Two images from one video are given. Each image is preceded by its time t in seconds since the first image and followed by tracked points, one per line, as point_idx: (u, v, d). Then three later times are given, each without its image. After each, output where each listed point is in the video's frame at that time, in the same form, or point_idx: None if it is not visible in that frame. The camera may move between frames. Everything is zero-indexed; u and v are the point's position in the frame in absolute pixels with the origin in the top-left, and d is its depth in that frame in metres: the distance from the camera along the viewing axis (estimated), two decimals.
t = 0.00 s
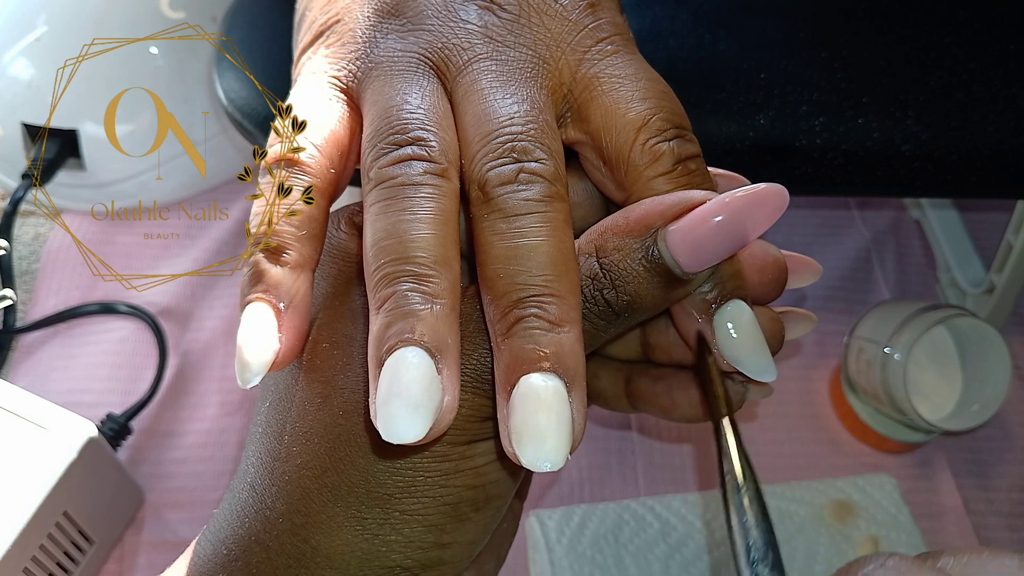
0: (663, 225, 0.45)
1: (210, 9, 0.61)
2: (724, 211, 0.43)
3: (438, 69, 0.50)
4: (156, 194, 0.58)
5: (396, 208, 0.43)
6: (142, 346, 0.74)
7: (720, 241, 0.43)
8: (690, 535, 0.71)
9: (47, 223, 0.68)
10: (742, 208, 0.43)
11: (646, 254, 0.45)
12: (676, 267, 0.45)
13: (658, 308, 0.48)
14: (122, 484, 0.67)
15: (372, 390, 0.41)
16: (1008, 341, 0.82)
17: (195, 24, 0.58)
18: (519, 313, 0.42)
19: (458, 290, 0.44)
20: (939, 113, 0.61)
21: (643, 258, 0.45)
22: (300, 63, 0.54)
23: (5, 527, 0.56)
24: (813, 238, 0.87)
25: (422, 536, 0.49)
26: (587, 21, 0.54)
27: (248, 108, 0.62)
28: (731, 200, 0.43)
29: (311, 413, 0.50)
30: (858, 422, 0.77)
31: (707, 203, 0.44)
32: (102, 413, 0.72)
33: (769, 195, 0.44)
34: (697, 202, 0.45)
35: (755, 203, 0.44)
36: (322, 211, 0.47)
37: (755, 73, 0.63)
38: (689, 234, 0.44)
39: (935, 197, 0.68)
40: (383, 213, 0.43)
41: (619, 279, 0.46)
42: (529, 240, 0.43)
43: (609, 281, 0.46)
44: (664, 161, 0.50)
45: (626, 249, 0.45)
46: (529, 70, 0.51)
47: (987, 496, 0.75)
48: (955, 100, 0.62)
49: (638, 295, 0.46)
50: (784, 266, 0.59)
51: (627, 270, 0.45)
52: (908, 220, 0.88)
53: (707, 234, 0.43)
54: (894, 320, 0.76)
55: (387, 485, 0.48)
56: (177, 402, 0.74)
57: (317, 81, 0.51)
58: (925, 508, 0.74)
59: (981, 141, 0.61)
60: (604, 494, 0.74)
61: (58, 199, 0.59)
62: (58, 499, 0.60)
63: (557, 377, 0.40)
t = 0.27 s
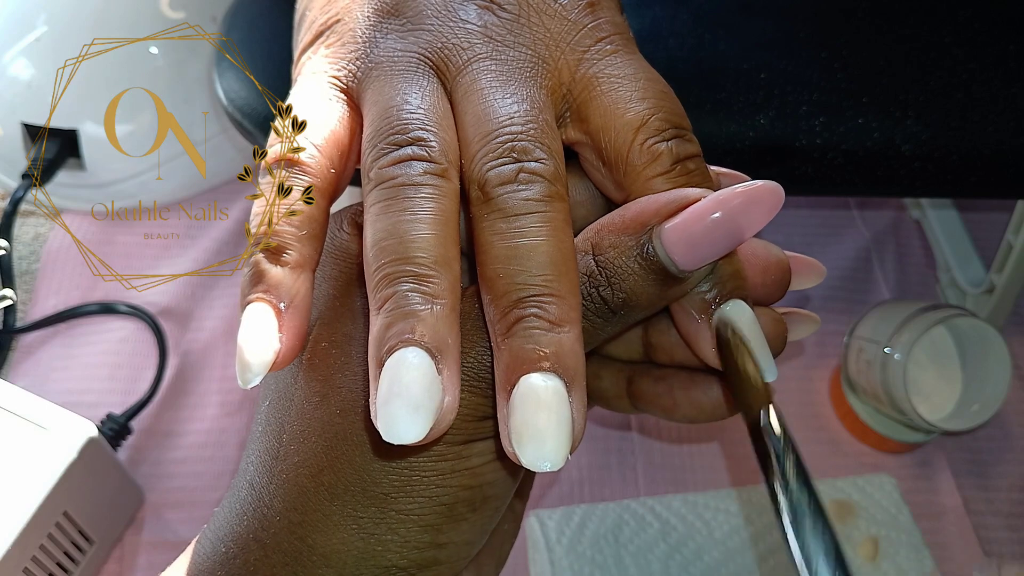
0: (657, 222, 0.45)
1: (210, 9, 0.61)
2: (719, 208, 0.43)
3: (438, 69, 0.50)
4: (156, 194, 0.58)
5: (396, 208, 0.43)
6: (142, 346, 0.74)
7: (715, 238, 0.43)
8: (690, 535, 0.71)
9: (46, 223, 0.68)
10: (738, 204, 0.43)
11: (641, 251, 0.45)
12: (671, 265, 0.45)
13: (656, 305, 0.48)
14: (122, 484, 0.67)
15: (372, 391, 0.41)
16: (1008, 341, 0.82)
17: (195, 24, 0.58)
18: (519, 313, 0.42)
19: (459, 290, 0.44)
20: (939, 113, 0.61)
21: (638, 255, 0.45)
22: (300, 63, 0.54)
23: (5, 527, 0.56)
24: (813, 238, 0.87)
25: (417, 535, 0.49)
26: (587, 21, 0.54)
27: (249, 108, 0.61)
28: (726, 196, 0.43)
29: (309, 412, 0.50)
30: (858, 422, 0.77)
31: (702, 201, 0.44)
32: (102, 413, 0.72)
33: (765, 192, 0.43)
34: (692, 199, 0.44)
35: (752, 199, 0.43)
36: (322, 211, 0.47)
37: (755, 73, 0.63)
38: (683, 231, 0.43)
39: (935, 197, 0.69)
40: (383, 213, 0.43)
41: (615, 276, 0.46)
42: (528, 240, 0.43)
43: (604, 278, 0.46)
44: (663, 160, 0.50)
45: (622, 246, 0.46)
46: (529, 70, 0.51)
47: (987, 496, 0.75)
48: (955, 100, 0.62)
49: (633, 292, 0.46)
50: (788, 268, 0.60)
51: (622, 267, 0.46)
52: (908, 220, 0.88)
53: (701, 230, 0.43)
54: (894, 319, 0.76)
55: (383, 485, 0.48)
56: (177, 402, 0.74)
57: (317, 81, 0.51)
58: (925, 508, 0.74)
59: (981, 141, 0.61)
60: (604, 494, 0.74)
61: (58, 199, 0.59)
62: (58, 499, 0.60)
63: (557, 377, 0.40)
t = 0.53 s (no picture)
0: (659, 221, 0.44)
1: (210, 9, 0.61)
2: (722, 207, 0.43)
3: (440, 69, 0.50)
4: (156, 194, 0.58)
5: (399, 208, 0.43)
6: (142, 346, 0.74)
7: (717, 238, 0.43)
8: (689, 535, 0.71)
9: (47, 223, 0.68)
10: (739, 203, 0.43)
11: (643, 251, 0.45)
12: (673, 264, 0.45)
13: (657, 305, 0.48)
14: (122, 484, 0.67)
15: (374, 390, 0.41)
16: (1008, 341, 0.82)
17: (196, 24, 0.58)
18: (522, 313, 0.42)
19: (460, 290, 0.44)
20: (939, 113, 0.61)
21: (639, 255, 0.45)
22: (301, 63, 0.54)
23: (5, 527, 0.56)
24: (813, 238, 0.87)
25: (420, 533, 0.49)
26: (588, 22, 0.54)
27: (248, 108, 0.62)
28: (728, 195, 0.43)
29: (312, 410, 0.50)
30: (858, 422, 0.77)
31: (703, 200, 0.44)
32: (102, 413, 0.72)
33: (766, 192, 0.43)
34: (693, 199, 0.44)
35: (753, 199, 0.43)
36: (323, 211, 0.47)
37: (755, 73, 0.63)
38: (685, 230, 0.43)
39: (935, 197, 0.69)
40: (386, 213, 0.43)
41: (616, 275, 0.46)
42: (531, 240, 0.43)
43: (605, 277, 0.46)
44: (665, 163, 0.50)
45: (624, 246, 0.46)
46: (531, 70, 0.51)
47: (987, 496, 0.75)
48: (955, 100, 0.62)
49: (634, 291, 0.46)
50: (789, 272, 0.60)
51: (624, 266, 0.46)
52: (908, 220, 0.88)
53: (703, 229, 0.43)
54: (894, 319, 0.76)
55: (385, 483, 0.48)
56: (178, 402, 0.74)
57: (318, 81, 0.51)
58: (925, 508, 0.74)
59: (981, 141, 0.61)
60: (604, 494, 0.74)
61: (58, 199, 0.59)
62: (59, 499, 0.60)
63: (559, 377, 0.40)
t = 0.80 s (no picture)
0: (658, 220, 0.44)
1: (210, 9, 0.61)
2: (721, 206, 0.43)
3: (439, 69, 0.50)
4: (156, 194, 0.58)
5: (397, 207, 0.43)
6: (142, 346, 0.74)
7: (715, 237, 0.43)
8: (690, 535, 0.71)
9: (47, 224, 0.68)
10: (738, 202, 0.43)
11: (641, 250, 0.45)
12: (672, 263, 0.45)
13: (656, 304, 0.48)
14: (122, 484, 0.67)
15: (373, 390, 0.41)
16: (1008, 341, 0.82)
17: (195, 24, 0.58)
18: (520, 312, 0.42)
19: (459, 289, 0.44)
20: (939, 113, 0.61)
21: (638, 254, 0.45)
22: (301, 63, 0.54)
23: (5, 527, 0.56)
24: (812, 238, 0.87)
25: (418, 534, 0.49)
26: (587, 21, 0.54)
27: (249, 108, 0.61)
28: (728, 194, 0.43)
29: (311, 410, 0.50)
30: (858, 422, 0.77)
31: (701, 199, 0.44)
32: (102, 413, 0.72)
33: (765, 190, 0.43)
34: (691, 197, 0.44)
35: (753, 197, 0.43)
36: (323, 211, 0.47)
37: (755, 73, 0.63)
38: (684, 229, 0.43)
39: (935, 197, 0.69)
40: (384, 213, 0.43)
41: (615, 274, 0.46)
42: (530, 240, 0.43)
43: (604, 276, 0.46)
44: (664, 162, 0.50)
45: (622, 245, 0.46)
46: (530, 70, 0.51)
47: (987, 496, 0.75)
48: (955, 100, 0.62)
49: (633, 291, 0.46)
50: (789, 270, 0.60)
51: (623, 265, 0.46)
52: (908, 220, 0.88)
53: (701, 228, 0.43)
54: (894, 320, 0.76)
55: (384, 483, 0.48)
56: (177, 402, 0.74)
57: (317, 81, 0.51)
58: (924, 508, 0.74)
59: (981, 141, 0.61)
60: (604, 494, 0.74)
61: (58, 199, 0.59)
62: (58, 499, 0.60)
63: (558, 377, 0.40)
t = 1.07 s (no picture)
0: (657, 219, 0.44)
1: (210, 9, 0.61)
2: (720, 205, 0.43)
3: (438, 68, 0.50)
4: (156, 194, 0.58)
5: (397, 207, 0.43)
6: (142, 346, 0.74)
7: (714, 237, 0.43)
8: (690, 535, 0.71)
9: (48, 223, 0.68)
10: (737, 201, 0.43)
11: (640, 249, 0.45)
12: (671, 262, 0.45)
13: (654, 303, 0.48)
14: (122, 484, 0.67)
15: (372, 390, 0.41)
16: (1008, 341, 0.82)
17: (195, 24, 0.58)
18: (520, 312, 0.42)
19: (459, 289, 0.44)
20: (939, 113, 0.61)
21: (637, 254, 0.45)
22: (301, 63, 0.54)
23: (5, 527, 0.56)
24: (812, 238, 0.87)
25: (417, 534, 0.49)
26: (587, 21, 0.54)
27: (248, 108, 0.61)
28: (727, 193, 0.43)
29: (310, 410, 0.50)
30: (858, 422, 0.77)
31: (700, 199, 0.44)
32: (102, 413, 0.72)
33: (764, 189, 0.43)
34: (690, 197, 0.44)
35: (752, 197, 0.43)
36: (322, 211, 0.47)
37: (755, 73, 0.63)
38: (683, 229, 0.43)
39: (935, 197, 0.69)
40: (384, 213, 0.43)
41: (613, 274, 0.46)
42: (529, 240, 0.43)
43: (603, 276, 0.46)
44: (663, 161, 0.50)
45: (621, 244, 0.46)
46: (529, 70, 0.51)
47: (987, 496, 0.75)
48: (955, 100, 0.62)
49: (632, 290, 0.46)
50: (789, 270, 0.60)
51: (622, 265, 0.46)
52: (908, 220, 0.88)
53: (700, 228, 0.43)
54: (894, 320, 0.76)
55: (382, 484, 0.48)
56: (178, 401, 0.74)
57: (317, 80, 0.51)
58: (925, 508, 0.74)
59: (981, 141, 0.61)
60: (604, 494, 0.74)
61: (58, 199, 0.59)
62: (58, 499, 0.60)
63: (557, 377, 0.40)
